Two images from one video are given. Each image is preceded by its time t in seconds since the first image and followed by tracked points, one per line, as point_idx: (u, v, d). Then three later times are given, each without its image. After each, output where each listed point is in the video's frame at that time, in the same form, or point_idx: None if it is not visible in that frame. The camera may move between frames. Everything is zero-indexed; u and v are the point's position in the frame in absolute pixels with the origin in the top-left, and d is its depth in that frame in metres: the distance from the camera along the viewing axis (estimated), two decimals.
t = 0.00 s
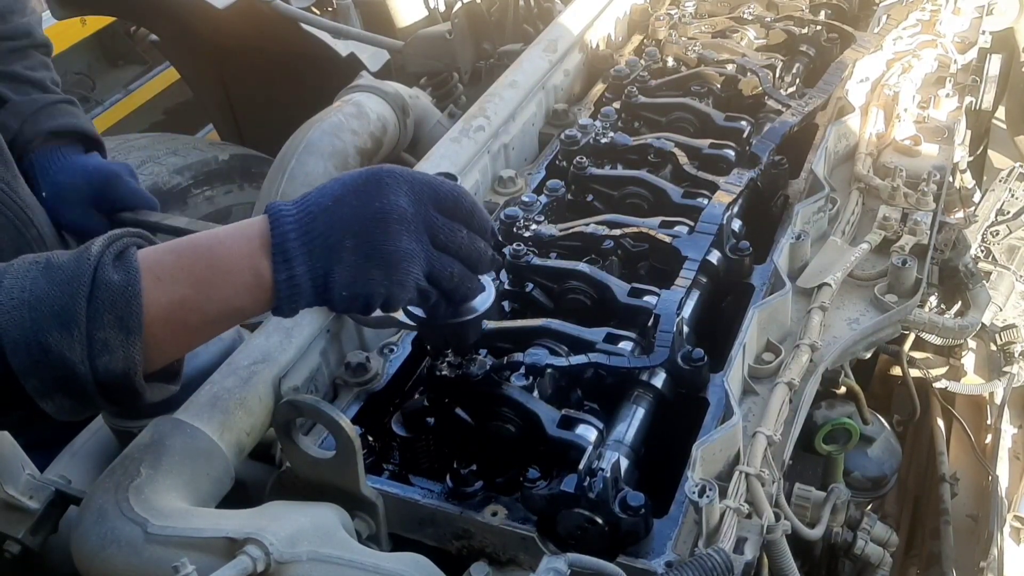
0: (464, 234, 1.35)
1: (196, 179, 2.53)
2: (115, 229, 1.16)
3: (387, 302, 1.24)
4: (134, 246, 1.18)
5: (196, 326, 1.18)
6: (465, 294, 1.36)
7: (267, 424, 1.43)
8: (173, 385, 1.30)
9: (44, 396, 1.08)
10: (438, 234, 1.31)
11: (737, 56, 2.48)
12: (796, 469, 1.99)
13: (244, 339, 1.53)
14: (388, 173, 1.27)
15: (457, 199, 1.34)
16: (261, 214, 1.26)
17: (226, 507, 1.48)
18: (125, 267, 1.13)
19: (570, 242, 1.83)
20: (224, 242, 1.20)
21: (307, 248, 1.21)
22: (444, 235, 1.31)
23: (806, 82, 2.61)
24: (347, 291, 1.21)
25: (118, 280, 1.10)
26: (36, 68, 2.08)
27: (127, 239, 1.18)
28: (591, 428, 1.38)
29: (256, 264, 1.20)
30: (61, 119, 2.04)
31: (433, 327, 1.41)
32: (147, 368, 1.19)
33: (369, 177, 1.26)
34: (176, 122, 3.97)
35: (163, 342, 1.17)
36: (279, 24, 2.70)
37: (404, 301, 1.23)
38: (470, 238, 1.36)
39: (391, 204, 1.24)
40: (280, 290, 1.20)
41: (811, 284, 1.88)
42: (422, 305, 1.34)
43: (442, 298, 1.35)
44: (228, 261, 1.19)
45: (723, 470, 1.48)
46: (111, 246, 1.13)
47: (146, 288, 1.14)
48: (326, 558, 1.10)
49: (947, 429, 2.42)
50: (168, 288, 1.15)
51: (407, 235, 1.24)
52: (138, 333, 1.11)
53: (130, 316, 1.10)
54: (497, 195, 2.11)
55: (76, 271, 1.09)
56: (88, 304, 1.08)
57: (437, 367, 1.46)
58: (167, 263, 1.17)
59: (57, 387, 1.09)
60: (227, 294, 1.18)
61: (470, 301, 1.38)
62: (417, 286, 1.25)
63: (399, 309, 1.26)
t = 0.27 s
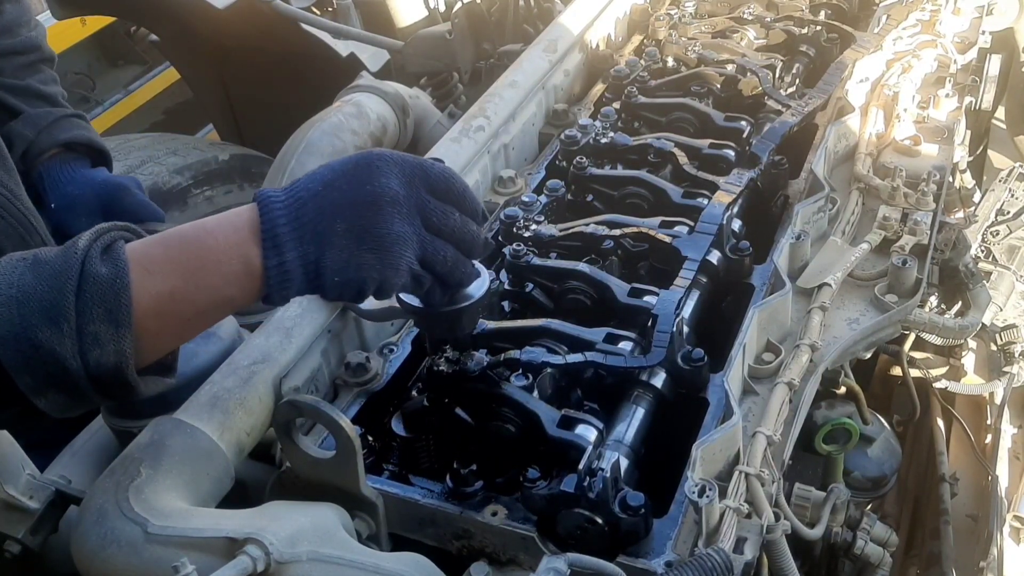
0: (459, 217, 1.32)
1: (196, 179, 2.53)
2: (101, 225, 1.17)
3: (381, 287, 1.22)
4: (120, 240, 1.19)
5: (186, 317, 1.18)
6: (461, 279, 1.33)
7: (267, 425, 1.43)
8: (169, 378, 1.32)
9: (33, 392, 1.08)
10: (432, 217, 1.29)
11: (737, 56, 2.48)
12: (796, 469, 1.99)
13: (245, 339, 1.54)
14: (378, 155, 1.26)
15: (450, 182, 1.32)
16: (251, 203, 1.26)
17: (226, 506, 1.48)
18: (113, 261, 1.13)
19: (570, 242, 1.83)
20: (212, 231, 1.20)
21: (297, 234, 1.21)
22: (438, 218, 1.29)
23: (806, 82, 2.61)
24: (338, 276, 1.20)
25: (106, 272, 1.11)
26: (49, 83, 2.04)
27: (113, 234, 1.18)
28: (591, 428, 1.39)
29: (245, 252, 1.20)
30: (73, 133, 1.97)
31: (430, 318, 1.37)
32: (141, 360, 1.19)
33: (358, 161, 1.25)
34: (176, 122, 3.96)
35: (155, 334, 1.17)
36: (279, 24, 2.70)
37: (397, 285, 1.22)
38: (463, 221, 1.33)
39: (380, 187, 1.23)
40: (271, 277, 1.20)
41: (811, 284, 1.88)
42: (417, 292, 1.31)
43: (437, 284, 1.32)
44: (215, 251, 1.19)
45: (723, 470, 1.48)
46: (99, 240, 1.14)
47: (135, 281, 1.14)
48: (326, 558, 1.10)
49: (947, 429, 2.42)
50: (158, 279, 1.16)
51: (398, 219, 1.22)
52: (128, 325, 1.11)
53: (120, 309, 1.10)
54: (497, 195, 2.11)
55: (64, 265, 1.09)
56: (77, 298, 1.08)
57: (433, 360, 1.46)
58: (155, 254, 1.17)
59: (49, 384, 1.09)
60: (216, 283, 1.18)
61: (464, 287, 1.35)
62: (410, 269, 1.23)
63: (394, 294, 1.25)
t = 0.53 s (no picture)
0: (459, 213, 1.32)
1: (196, 179, 2.53)
2: (104, 224, 1.18)
3: (381, 282, 1.21)
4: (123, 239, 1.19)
5: (188, 315, 1.18)
6: (461, 276, 1.32)
7: (267, 425, 1.43)
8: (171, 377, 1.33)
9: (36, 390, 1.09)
10: (431, 212, 1.28)
11: (737, 56, 2.48)
12: (796, 469, 1.99)
13: (245, 338, 1.54)
14: (377, 151, 1.25)
15: (449, 178, 1.32)
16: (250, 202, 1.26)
17: (226, 506, 1.48)
18: (115, 259, 1.13)
19: (570, 242, 1.83)
20: (213, 229, 1.20)
21: (297, 230, 1.21)
22: (437, 214, 1.29)
23: (806, 82, 2.61)
24: (338, 272, 1.19)
25: (108, 271, 1.11)
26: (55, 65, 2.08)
27: (115, 233, 1.18)
28: (591, 428, 1.39)
29: (246, 249, 1.19)
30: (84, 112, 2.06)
31: (430, 316, 1.36)
32: (143, 358, 1.19)
33: (358, 156, 1.25)
34: (176, 122, 3.96)
35: (158, 332, 1.17)
36: (279, 24, 2.70)
37: (397, 279, 1.21)
38: (462, 218, 1.33)
39: (380, 181, 1.22)
40: (270, 275, 1.19)
41: (811, 284, 1.88)
42: (417, 289, 1.30)
43: (437, 281, 1.31)
44: (216, 249, 1.19)
45: (723, 470, 1.48)
46: (101, 239, 1.15)
47: (137, 279, 1.14)
48: (326, 558, 1.10)
49: (947, 430, 2.42)
50: (159, 277, 1.16)
51: (398, 212, 1.22)
52: (130, 324, 1.11)
53: (122, 307, 1.10)
54: (497, 195, 2.11)
55: (66, 263, 1.09)
56: (79, 297, 1.08)
57: (433, 359, 1.45)
58: (155, 253, 1.17)
59: (51, 382, 1.09)
60: (217, 280, 1.18)
61: (465, 284, 1.35)
62: (410, 263, 1.22)
63: (395, 289, 1.23)
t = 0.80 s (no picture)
0: (458, 212, 1.31)
1: (196, 179, 2.53)
2: (103, 222, 1.18)
3: (378, 281, 1.20)
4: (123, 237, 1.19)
5: (188, 313, 1.19)
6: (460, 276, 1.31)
7: (267, 425, 1.43)
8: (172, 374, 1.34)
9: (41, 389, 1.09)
10: (430, 211, 1.27)
11: (737, 56, 2.48)
12: (796, 469, 1.99)
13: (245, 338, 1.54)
14: (375, 149, 1.24)
15: (449, 177, 1.30)
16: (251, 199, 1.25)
17: (226, 507, 1.48)
18: (116, 258, 1.13)
19: (570, 242, 1.83)
20: (212, 227, 1.21)
21: (295, 227, 1.20)
22: (436, 213, 1.27)
23: (806, 82, 2.61)
24: (337, 268, 1.18)
25: (109, 269, 1.11)
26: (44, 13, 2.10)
27: (115, 231, 1.19)
28: (591, 428, 1.39)
29: (243, 246, 1.19)
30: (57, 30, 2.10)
31: (429, 315, 1.36)
32: (145, 354, 1.21)
33: (357, 154, 1.24)
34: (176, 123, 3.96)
35: (158, 329, 1.18)
36: (280, 24, 2.71)
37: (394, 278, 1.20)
38: (462, 216, 1.32)
39: (378, 180, 1.21)
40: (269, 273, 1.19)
41: (811, 284, 1.88)
42: (416, 288, 1.29)
43: (436, 280, 1.30)
44: (216, 246, 1.19)
45: (723, 470, 1.48)
46: (101, 237, 1.14)
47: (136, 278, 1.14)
48: (326, 558, 1.10)
49: (947, 430, 2.42)
50: (158, 276, 1.16)
51: (395, 211, 1.21)
52: (133, 322, 1.11)
53: (124, 306, 1.10)
54: (497, 195, 2.11)
55: (67, 262, 1.09)
56: (82, 295, 1.08)
57: (432, 359, 1.45)
58: (158, 254, 1.17)
59: (55, 381, 1.09)
60: (215, 278, 1.18)
61: (465, 284, 1.34)
62: (407, 262, 1.21)
63: (392, 289, 1.23)
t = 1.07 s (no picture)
0: (446, 222, 1.31)
1: (196, 180, 2.53)
2: (91, 214, 1.17)
3: (361, 291, 1.22)
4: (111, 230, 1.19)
5: (176, 310, 1.20)
6: (448, 286, 1.31)
7: (267, 425, 1.43)
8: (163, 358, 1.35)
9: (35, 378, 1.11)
10: (415, 223, 1.27)
11: (737, 56, 2.48)
12: (796, 470, 1.99)
13: (245, 339, 1.55)
14: (362, 159, 1.24)
15: (437, 187, 1.30)
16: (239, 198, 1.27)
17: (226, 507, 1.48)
18: (108, 254, 1.13)
19: (570, 242, 1.83)
20: (199, 225, 1.20)
21: (279, 232, 1.21)
22: (422, 224, 1.28)
23: (806, 82, 2.61)
24: (317, 277, 1.20)
25: (101, 267, 1.11)
26: None
27: (106, 224, 1.18)
28: (591, 428, 1.39)
29: (230, 246, 1.20)
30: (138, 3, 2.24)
31: (423, 322, 1.34)
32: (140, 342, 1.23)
33: (345, 164, 1.24)
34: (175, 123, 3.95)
35: (146, 323, 1.19)
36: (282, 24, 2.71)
37: (375, 289, 1.21)
38: (450, 226, 1.31)
39: (362, 192, 1.21)
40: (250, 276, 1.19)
41: (811, 284, 1.88)
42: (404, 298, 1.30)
43: (425, 289, 1.31)
44: (203, 247, 1.19)
45: (723, 470, 1.48)
46: (91, 232, 1.14)
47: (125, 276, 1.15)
48: (326, 558, 1.10)
49: (947, 430, 2.42)
50: (145, 275, 1.16)
51: (378, 223, 1.21)
52: (128, 318, 1.12)
53: (119, 302, 1.11)
54: (497, 195, 2.11)
55: (59, 258, 1.09)
56: (75, 293, 1.09)
57: (432, 359, 1.46)
58: (145, 254, 1.17)
59: (47, 369, 1.11)
60: (202, 277, 1.19)
61: (458, 291, 1.33)
62: (389, 274, 1.22)
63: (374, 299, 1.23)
